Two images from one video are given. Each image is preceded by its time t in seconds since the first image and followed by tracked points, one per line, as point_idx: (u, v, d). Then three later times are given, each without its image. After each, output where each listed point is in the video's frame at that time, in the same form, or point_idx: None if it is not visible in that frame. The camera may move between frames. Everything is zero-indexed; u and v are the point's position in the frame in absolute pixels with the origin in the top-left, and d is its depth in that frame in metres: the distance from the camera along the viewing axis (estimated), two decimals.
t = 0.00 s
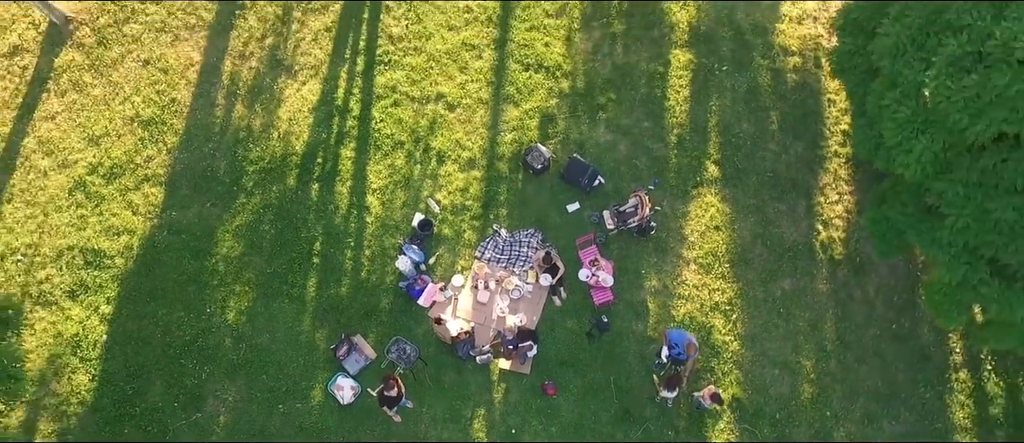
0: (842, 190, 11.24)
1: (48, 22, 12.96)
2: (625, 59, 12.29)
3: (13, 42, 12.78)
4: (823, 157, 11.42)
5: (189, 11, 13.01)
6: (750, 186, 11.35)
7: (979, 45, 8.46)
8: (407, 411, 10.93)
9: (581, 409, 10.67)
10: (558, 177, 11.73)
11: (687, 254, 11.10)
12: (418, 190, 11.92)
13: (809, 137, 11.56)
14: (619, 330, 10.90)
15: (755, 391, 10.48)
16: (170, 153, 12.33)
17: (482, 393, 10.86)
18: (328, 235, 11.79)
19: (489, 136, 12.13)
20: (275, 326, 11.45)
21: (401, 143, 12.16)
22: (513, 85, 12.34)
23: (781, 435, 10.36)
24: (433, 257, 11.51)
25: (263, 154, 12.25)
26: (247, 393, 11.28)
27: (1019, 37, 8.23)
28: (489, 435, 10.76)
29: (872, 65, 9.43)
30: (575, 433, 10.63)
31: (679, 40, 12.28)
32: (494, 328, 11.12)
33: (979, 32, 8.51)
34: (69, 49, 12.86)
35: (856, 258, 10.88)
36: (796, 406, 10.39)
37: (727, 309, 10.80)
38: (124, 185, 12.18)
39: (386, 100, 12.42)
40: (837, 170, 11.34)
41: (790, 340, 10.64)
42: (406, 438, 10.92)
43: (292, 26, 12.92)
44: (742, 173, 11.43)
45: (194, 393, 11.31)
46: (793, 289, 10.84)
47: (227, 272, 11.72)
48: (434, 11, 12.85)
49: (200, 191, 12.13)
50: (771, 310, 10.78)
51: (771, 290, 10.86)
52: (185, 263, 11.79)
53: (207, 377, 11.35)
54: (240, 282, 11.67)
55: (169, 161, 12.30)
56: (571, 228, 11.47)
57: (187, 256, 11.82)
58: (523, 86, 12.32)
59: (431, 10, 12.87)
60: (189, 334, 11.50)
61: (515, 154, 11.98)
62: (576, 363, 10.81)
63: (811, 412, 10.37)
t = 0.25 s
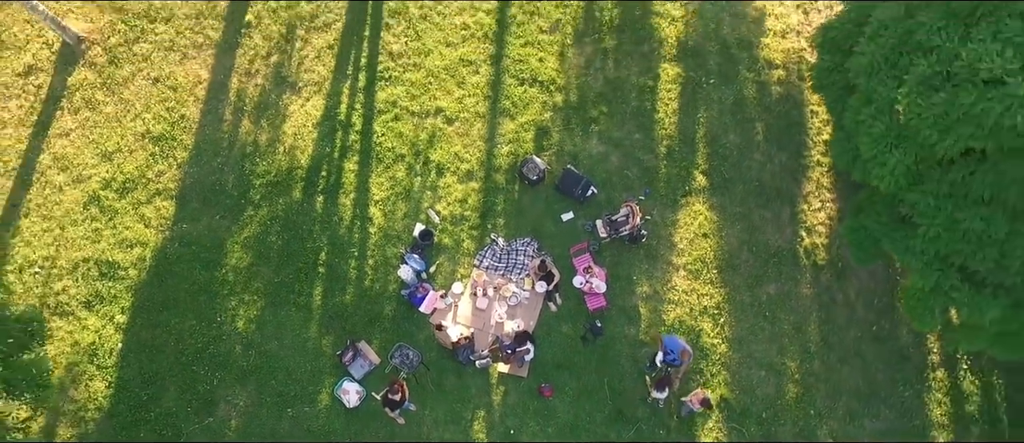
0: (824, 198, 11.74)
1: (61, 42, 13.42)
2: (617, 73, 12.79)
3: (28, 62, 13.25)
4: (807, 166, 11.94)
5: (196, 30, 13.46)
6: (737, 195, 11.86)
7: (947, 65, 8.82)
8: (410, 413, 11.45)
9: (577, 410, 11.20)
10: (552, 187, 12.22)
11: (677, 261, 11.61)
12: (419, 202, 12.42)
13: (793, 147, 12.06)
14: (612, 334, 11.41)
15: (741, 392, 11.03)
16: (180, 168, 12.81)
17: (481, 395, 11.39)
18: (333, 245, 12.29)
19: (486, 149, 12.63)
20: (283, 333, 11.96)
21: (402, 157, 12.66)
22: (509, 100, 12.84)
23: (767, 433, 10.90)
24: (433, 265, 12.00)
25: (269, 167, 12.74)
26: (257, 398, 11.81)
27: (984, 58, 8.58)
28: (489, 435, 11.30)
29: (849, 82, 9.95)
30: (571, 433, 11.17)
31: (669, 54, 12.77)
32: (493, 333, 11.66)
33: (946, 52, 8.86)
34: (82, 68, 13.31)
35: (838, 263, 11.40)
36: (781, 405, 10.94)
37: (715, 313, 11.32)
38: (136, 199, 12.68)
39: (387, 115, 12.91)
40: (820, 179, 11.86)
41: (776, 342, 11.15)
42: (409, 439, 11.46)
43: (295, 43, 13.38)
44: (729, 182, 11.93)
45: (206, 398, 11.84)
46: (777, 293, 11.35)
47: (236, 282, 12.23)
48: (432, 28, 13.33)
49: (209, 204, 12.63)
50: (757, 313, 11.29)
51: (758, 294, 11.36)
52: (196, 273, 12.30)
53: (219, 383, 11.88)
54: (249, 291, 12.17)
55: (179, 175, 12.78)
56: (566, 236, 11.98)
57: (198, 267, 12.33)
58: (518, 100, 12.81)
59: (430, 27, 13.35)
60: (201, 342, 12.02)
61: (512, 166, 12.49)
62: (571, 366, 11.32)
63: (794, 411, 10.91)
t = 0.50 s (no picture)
0: (803, 204, 12.37)
1: (71, 65, 13.86)
2: (605, 87, 13.37)
3: (39, 85, 13.72)
4: (786, 174, 12.56)
5: (200, 51, 13.94)
6: (720, 203, 12.45)
7: (911, 83, 9.39)
8: (413, 416, 12.04)
9: (571, 411, 11.84)
10: (545, 198, 12.82)
11: (665, 266, 12.21)
12: (417, 214, 12.98)
13: (773, 156, 12.68)
14: (603, 337, 12.05)
15: (726, 390, 11.63)
16: (188, 185, 13.33)
17: (480, 398, 11.99)
18: (336, 257, 12.84)
19: (481, 162, 13.19)
20: (290, 342, 12.52)
21: (401, 171, 13.22)
22: (502, 114, 13.40)
23: (752, 429, 11.51)
24: (432, 275, 12.58)
25: (273, 183, 13.28)
26: (266, 404, 12.37)
27: (944, 77, 9.15)
28: (488, 436, 11.91)
29: (822, 97, 10.50)
30: (565, 432, 11.80)
31: (654, 68, 13.35)
32: (490, 338, 12.22)
33: (910, 70, 9.44)
34: (92, 91, 13.77)
35: (817, 266, 12.00)
36: (764, 403, 11.57)
37: (701, 315, 11.92)
38: (146, 215, 13.22)
39: (386, 131, 13.47)
40: (799, 186, 12.47)
41: (759, 343, 11.76)
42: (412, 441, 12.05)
43: (296, 63, 13.90)
44: (713, 190, 12.53)
45: (216, 406, 12.40)
46: (760, 296, 11.95)
47: (244, 294, 12.79)
48: (427, 46, 13.89)
49: (216, 219, 13.18)
50: (740, 315, 11.89)
51: (741, 297, 11.97)
52: (205, 286, 12.84)
53: (228, 390, 12.43)
54: (256, 302, 12.73)
55: (187, 192, 13.30)
56: (558, 245, 12.59)
57: (207, 280, 12.88)
58: (511, 115, 13.39)
59: (425, 46, 13.90)
60: (211, 352, 12.56)
61: (506, 178, 13.06)
62: (565, 369, 11.97)
63: (776, 408, 11.55)
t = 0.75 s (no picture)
0: (783, 207, 12.94)
1: (76, 86, 14.29)
2: (592, 98, 13.89)
3: (46, 106, 14.18)
4: (767, 179, 13.14)
5: (201, 70, 14.37)
6: (704, 208, 13.01)
7: (878, 94, 9.95)
8: (414, 418, 12.64)
9: (564, 410, 12.44)
10: (536, 206, 13.36)
11: (652, 269, 12.77)
12: (414, 224, 13.50)
13: (754, 161, 13.25)
14: (595, 339, 12.63)
15: (712, 387, 12.25)
16: (192, 201, 13.82)
17: (478, 400, 12.59)
18: (337, 267, 13.34)
19: (474, 173, 13.71)
20: (294, 350, 13.04)
21: (397, 183, 13.73)
22: (494, 126, 13.91)
23: (737, 423, 12.15)
24: (429, 282, 13.10)
25: (275, 197, 13.76)
26: (272, 410, 12.93)
27: (908, 89, 9.71)
28: (486, 435, 12.52)
29: (796, 107, 11.04)
30: (560, 430, 12.42)
31: (638, 79, 13.88)
32: (486, 342, 12.74)
33: (877, 83, 9.97)
34: (96, 111, 14.22)
35: (797, 266, 12.58)
36: (748, 398, 12.18)
37: (687, 316, 12.51)
38: (152, 230, 13.69)
39: (382, 144, 13.96)
40: (779, 190, 13.05)
41: (742, 341, 12.35)
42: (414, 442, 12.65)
43: (293, 80, 14.37)
44: (697, 196, 13.08)
45: (225, 413, 12.95)
46: (743, 296, 12.53)
47: (249, 305, 13.29)
48: (420, 61, 14.36)
49: (220, 233, 13.66)
50: (725, 315, 12.48)
51: (725, 298, 12.56)
52: (211, 298, 13.34)
53: (236, 398, 12.98)
54: (261, 312, 13.23)
55: (191, 207, 13.79)
56: (549, 251, 13.16)
57: (212, 292, 13.36)
58: (502, 127, 13.90)
59: (417, 61, 14.37)
60: (218, 361, 13.09)
61: (499, 188, 13.59)
62: (558, 370, 12.56)
63: (760, 402, 12.16)
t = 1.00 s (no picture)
0: (760, 209, 13.62)
1: (78, 111, 14.77)
2: (575, 110, 14.51)
3: (49, 132, 14.67)
4: (744, 182, 13.82)
5: (198, 93, 14.88)
6: (685, 212, 13.69)
7: (842, 104, 10.55)
8: (414, 422, 13.24)
9: (557, 410, 13.07)
10: (524, 215, 13.97)
11: (637, 272, 13.43)
12: (408, 236, 14.07)
13: (731, 167, 13.92)
14: (585, 340, 13.25)
15: (697, 384, 12.89)
16: (194, 220, 14.34)
17: (475, 402, 13.20)
18: (336, 279, 13.91)
19: (465, 185, 14.29)
20: (297, 360, 13.60)
21: (391, 196, 14.30)
22: (482, 139, 14.50)
23: (722, 417, 12.79)
24: (425, 291, 13.68)
25: (274, 214, 14.31)
26: (278, 419, 13.50)
27: (870, 99, 10.26)
28: (484, 436, 13.14)
29: (767, 117, 11.70)
30: (554, 429, 13.04)
31: (619, 90, 14.51)
32: (481, 347, 13.39)
33: (841, 93, 10.59)
34: (98, 135, 14.71)
35: (775, 265, 13.27)
36: (731, 393, 12.84)
37: (672, 316, 13.16)
38: (156, 249, 14.21)
39: (375, 160, 14.52)
40: (756, 193, 13.74)
41: (724, 338, 13.01)
42: None
43: (288, 100, 14.91)
44: (678, 200, 13.76)
45: (232, 423, 13.53)
46: (724, 295, 13.20)
47: (252, 318, 13.84)
48: (410, 78, 14.92)
49: (222, 250, 14.20)
50: (707, 314, 13.14)
51: (707, 297, 13.21)
52: (215, 313, 13.89)
53: (243, 408, 13.56)
54: (264, 325, 13.79)
55: (194, 226, 14.32)
56: (539, 257, 13.77)
57: (216, 307, 13.91)
58: (490, 139, 14.48)
59: (407, 78, 14.93)
60: (224, 373, 13.65)
61: (489, 198, 14.19)
62: (550, 371, 13.19)
63: (742, 396, 12.82)
